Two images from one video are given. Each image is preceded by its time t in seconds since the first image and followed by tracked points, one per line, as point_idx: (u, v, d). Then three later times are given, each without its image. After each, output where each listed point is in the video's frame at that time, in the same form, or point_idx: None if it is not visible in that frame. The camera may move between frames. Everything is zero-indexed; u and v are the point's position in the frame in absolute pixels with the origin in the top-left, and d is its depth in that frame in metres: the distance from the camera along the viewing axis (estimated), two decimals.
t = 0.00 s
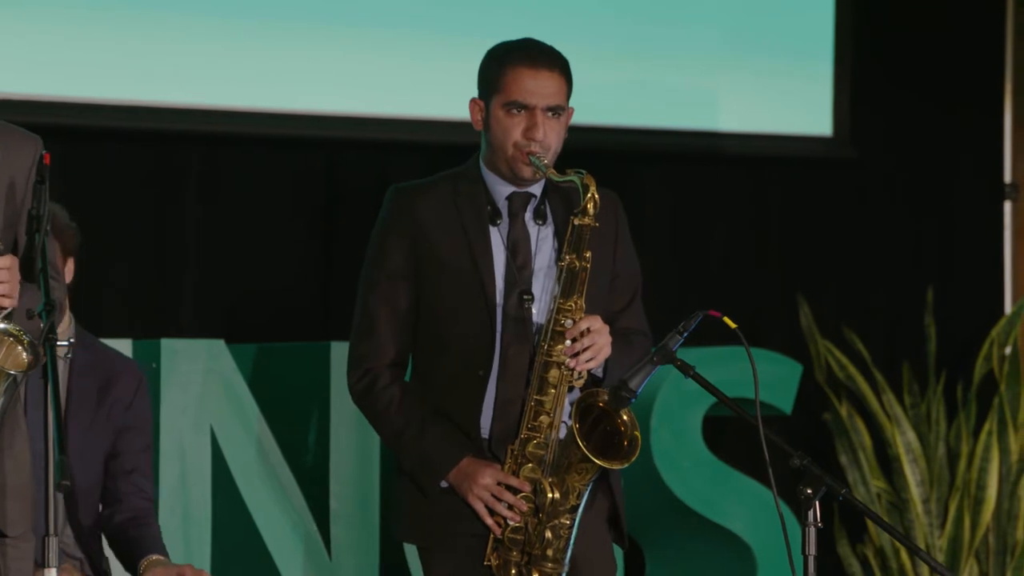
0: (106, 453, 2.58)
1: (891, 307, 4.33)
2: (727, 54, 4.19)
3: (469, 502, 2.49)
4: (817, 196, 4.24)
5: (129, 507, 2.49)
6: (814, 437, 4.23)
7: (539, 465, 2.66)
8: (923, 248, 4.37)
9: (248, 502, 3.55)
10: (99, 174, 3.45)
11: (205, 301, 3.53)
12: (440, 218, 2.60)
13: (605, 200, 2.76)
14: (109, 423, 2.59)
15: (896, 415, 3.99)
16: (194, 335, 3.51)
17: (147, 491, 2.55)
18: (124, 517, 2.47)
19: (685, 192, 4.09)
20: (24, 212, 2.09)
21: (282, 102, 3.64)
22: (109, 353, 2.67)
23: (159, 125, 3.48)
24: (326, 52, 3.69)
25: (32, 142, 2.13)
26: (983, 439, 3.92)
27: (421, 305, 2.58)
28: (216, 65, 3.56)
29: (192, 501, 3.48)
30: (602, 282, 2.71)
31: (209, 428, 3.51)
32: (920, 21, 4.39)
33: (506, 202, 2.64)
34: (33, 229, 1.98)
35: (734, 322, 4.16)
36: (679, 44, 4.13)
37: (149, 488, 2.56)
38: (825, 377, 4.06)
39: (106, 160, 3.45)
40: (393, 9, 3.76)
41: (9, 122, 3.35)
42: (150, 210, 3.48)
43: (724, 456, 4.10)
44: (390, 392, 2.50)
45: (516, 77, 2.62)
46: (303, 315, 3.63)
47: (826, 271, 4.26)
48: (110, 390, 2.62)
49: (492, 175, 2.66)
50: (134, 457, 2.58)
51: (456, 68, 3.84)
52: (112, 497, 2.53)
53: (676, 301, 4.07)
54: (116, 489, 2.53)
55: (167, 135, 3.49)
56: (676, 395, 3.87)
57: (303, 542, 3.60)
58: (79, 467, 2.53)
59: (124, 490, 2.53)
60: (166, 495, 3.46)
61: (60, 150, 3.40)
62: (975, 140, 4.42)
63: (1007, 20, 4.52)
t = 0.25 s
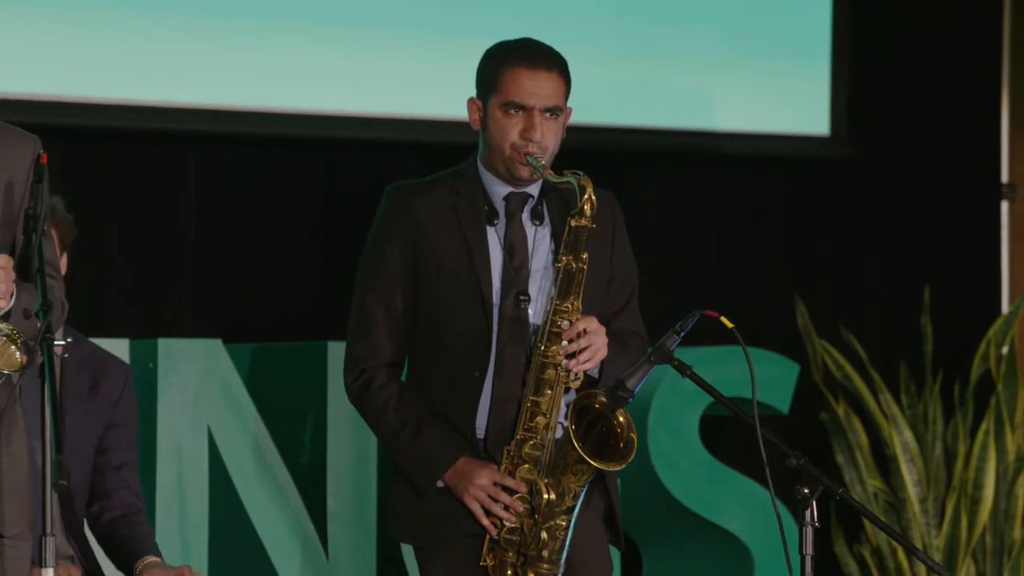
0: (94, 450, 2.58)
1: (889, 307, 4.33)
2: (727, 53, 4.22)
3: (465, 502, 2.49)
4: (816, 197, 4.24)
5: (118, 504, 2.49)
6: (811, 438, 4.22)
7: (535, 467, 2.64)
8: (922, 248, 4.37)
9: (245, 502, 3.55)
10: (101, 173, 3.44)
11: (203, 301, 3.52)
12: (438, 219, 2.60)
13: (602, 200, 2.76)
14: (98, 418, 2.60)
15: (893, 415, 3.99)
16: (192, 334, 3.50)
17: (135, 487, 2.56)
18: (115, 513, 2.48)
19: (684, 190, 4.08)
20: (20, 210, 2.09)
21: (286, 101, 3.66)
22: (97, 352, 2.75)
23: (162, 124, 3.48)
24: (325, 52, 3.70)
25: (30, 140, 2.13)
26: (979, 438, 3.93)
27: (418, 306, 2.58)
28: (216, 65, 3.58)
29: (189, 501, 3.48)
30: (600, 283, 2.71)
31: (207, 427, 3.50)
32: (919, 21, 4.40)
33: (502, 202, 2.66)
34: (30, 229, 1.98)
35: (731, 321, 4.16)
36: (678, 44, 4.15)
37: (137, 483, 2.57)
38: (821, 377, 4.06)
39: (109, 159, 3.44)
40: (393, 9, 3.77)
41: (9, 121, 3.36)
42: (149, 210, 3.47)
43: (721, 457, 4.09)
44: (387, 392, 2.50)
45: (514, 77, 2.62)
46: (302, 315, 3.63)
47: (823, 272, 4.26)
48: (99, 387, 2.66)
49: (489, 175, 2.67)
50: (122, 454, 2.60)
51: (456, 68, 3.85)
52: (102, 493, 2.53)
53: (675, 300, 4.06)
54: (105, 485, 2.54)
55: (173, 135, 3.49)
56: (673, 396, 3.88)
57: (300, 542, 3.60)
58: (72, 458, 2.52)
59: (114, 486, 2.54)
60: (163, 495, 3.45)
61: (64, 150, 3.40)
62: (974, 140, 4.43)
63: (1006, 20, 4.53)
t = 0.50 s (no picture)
0: (96, 454, 2.46)
1: (887, 307, 4.33)
2: (727, 54, 4.19)
3: (462, 502, 2.49)
4: (814, 196, 4.24)
5: (122, 507, 2.40)
6: (809, 437, 4.23)
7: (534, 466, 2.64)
8: (920, 248, 4.37)
9: (244, 502, 3.55)
10: (102, 173, 3.44)
11: (201, 301, 3.52)
12: (436, 218, 2.60)
13: (600, 199, 2.76)
14: (102, 419, 2.49)
15: (891, 414, 3.99)
16: (190, 334, 3.50)
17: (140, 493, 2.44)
18: (118, 517, 2.39)
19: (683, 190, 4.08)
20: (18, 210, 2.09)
21: (285, 101, 3.65)
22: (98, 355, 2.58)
23: (163, 124, 3.47)
24: (325, 51, 3.70)
25: (27, 140, 2.14)
26: (978, 438, 3.93)
27: (416, 305, 2.57)
28: (216, 65, 3.57)
29: (187, 501, 3.48)
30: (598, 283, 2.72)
31: (205, 427, 3.50)
32: (919, 21, 4.40)
33: (500, 202, 2.65)
34: (28, 229, 1.98)
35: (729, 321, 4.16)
36: (679, 44, 4.14)
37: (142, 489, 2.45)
38: (819, 376, 4.06)
39: (108, 159, 3.44)
40: (393, 9, 3.77)
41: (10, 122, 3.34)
42: (147, 209, 3.47)
43: (719, 457, 4.10)
44: (385, 391, 2.50)
45: (511, 77, 2.62)
46: (300, 315, 3.63)
47: (822, 272, 4.26)
48: (99, 387, 2.52)
49: (487, 175, 2.67)
50: (125, 460, 2.46)
51: (456, 68, 3.85)
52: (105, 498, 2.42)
53: (674, 300, 4.06)
54: (107, 492, 2.42)
55: (174, 135, 3.49)
56: (671, 395, 3.87)
57: (298, 542, 3.60)
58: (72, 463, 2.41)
59: (116, 492, 2.42)
60: (161, 495, 3.45)
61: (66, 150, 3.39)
62: (972, 140, 4.43)
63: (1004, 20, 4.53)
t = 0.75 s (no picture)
0: (100, 454, 2.45)
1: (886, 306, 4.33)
2: (727, 54, 4.19)
3: (461, 501, 2.49)
4: (812, 196, 4.24)
5: (126, 507, 2.40)
6: (807, 437, 4.23)
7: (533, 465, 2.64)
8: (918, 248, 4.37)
9: (241, 502, 3.54)
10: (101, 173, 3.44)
11: (199, 301, 3.52)
12: (433, 218, 2.60)
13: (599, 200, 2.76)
14: (107, 421, 2.46)
15: (889, 414, 3.99)
16: (188, 334, 3.51)
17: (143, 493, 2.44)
18: (120, 517, 2.39)
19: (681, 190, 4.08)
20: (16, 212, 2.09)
21: (281, 101, 3.63)
22: (102, 350, 2.52)
23: (163, 124, 3.47)
24: (326, 51, 3.69)
25: (24, 140, 2.14)
26: (976, 437, 3.91)
27: (413, 305, 2.57)
28: (216, 65, 3.56)
29: (185, 502, 3.47)
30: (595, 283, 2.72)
31: (202, 427, 3.49)
32: (919, 21, 4.40)
33: (496, 202, 2.65)
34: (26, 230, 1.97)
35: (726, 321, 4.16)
36: (679, 43, 4.13)
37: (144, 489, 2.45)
38: (817, 376, 4.06)
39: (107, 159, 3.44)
40: (393, 9, 3.76)
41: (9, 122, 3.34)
42: (145, 209, 3.47)
43: (717, 456, 4.10)
44: (383, 391, 2.50)
45: (508, 77, 2.62)
46: (298, 316, 3.64)
47: (820, 272, 4.26)
48: (104, 388, 2.47)
49: (483, 175, 2.67)
50: (128, 460, 2.45)
51: (455, 67, 3.85)
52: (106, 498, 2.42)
53: (672, 299, 4.06)
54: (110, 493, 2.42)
55: (174, 134, 3.49)
56: (670, 394, 3.85)
57: (296, 543, 3.59)
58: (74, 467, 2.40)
59: (120, 491, 2.42)
60: (158, 496, 3.44)
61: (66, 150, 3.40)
62: (971, 139, 4.43)
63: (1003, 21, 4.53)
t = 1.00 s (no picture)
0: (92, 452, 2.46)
1: (884, 306, 4.33)
2: (726, 54, 4.20)
3: (457, 501, 2.49)
4: (810, 196, 4.24)
5: (115, 508, 2.43)
6: (804, 437, 4.23)
7: (529, 466, 2.66)
8: (916, 248, 4.38)
9: (238, 501, 3.55)
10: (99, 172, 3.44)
11: (196, 301, 3.52)
12: (429, 218, 2.60)
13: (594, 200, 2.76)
14: (99, 420, 2.48)
15: (886, 413, 3.99)
16: (184, 334, 3.50)
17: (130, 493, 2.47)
18: (110, 518, 2.42)
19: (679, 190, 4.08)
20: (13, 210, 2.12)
21: (284, 101, 3.65)
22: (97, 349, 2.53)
23: (161, 124, 3.48)
24: (326, 51, 3.70)
25: (26, 140, 2.17)
26: (973, 437, 3.91)
27: (409, 305, 2.58)
28: (216, 65, 3.57)
29: (182, 501, 3.48)
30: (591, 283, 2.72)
31: (199, 427, 3.50)
32: (918, 22, 4.42)
33: (493, 202, 2.64)
34: (23, 229, 1.96)
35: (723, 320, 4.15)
36: (678, 43, 4.14)
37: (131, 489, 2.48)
38: (815, 375, 4.05)
39: (105, 159, 3.44)
40: (393, 9, 3.77)
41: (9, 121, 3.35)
42: (143, 209, 3.47)
43: (714, 456, 4.10)
44: (379, 390, 2.50)
45: (505, 77, 2.62)
46: (295, 316, 3.63)
47: (818, 271, 4.26)
48: (101, 389, 2.48)
49: (480, 175, 2.66)
50: (119, 460, 2.48)
51: (455, 67, 3.85)
52: (95, 497, 2.45)
53: (670, 299, 4.07)
54: (100, 492, 2.44)
55: (172, 134, 3.49)
56: (666, 394, 3.85)
57: (295, 543, 3.59)
58: (72, 465, 2.41)
59: (109, 491, 2.44)
60: (155, 495, 3.44)
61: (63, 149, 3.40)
62: (969, 139, 4.43)
63: (1001, 21, 4.54)
